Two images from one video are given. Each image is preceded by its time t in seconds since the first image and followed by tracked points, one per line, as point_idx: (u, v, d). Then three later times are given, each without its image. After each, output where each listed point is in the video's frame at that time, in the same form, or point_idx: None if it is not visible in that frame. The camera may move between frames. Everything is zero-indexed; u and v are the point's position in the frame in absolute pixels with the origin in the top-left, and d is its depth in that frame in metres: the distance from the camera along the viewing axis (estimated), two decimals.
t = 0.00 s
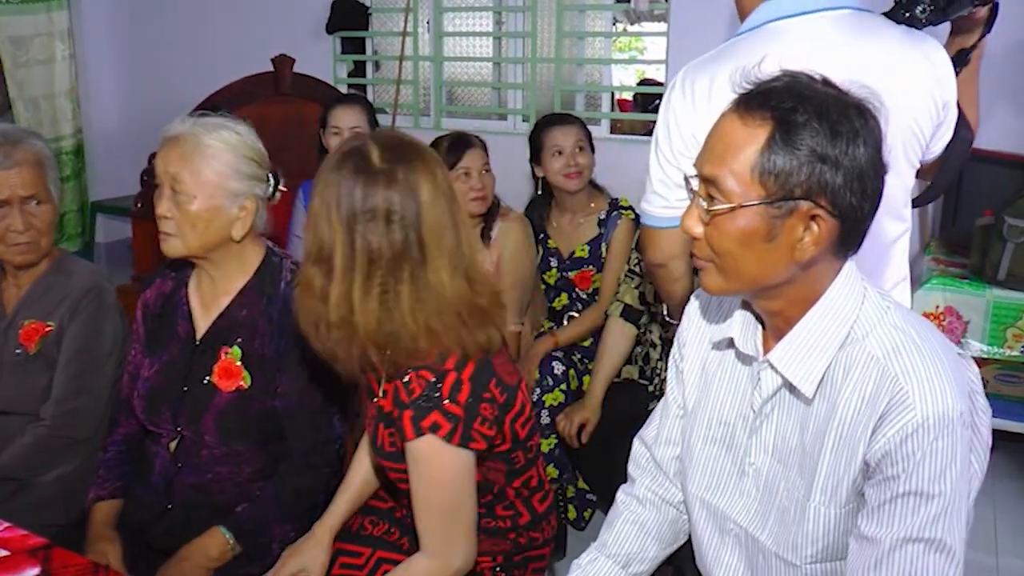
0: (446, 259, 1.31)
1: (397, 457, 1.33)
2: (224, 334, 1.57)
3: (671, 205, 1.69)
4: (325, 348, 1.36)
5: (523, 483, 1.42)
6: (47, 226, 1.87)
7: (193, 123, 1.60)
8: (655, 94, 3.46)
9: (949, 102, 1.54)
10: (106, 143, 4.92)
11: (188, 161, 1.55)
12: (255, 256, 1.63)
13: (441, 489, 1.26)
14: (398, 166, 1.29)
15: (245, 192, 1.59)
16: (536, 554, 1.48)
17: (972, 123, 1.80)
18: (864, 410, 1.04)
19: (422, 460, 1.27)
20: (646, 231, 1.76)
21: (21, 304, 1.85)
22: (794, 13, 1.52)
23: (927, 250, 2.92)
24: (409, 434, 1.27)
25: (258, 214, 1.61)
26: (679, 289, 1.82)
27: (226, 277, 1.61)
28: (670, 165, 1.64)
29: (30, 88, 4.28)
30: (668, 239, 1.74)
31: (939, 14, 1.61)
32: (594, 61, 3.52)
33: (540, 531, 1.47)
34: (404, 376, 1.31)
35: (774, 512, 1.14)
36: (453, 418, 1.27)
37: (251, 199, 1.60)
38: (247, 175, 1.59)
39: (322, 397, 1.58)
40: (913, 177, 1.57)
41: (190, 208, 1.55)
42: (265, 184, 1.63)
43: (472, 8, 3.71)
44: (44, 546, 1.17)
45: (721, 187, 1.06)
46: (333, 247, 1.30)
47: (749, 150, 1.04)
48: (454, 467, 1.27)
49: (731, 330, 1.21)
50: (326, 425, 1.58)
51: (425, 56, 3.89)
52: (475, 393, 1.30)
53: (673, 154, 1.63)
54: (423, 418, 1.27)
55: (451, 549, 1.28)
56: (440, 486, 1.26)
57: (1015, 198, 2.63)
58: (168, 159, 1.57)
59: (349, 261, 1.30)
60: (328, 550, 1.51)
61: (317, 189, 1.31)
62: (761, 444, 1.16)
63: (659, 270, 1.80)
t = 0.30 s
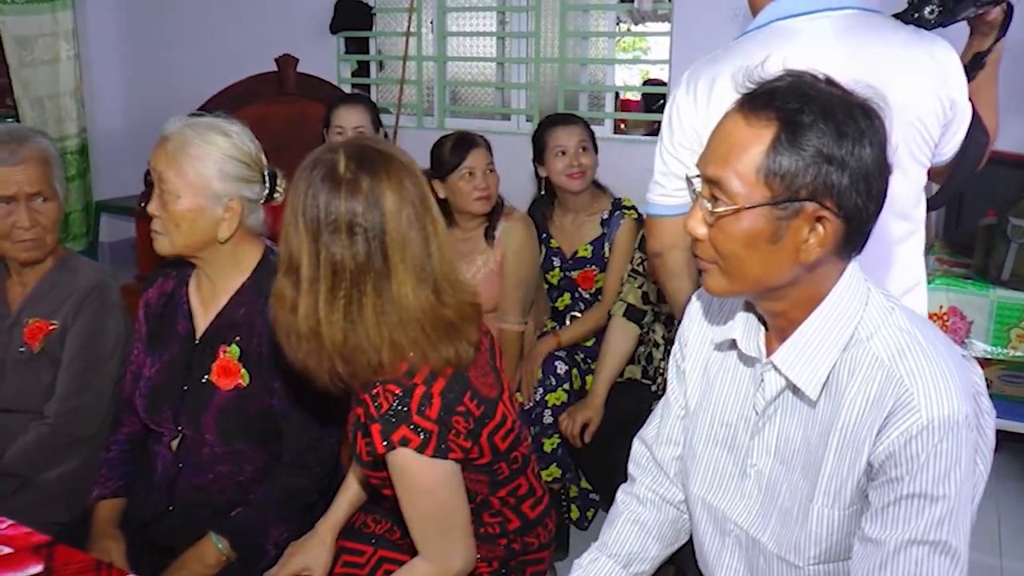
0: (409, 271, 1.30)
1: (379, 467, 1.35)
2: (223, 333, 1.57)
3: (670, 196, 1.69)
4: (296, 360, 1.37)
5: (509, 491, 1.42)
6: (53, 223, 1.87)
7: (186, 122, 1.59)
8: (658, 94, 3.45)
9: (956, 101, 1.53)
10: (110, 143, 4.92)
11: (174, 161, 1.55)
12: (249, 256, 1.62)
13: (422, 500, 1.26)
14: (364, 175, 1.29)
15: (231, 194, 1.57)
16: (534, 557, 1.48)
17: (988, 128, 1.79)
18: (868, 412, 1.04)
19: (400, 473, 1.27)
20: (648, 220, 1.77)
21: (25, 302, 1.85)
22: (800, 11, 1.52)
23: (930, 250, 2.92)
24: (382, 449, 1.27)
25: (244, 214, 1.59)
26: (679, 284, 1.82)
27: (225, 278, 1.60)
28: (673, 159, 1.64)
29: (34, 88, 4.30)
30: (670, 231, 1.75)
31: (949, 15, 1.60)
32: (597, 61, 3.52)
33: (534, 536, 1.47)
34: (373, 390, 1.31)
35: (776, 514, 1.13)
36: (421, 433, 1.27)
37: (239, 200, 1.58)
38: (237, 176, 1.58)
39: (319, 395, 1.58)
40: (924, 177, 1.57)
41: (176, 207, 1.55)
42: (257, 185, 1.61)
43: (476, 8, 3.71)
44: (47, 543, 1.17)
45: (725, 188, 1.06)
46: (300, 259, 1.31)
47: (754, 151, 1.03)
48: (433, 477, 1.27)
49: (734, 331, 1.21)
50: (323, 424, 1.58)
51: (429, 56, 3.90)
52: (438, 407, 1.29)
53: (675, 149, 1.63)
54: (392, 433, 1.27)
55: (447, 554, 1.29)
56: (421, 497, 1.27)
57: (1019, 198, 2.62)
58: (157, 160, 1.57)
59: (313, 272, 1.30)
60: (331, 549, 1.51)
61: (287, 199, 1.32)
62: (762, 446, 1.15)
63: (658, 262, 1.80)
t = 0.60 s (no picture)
0: (445, 258, 1.32)
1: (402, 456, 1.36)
2: (223, 330, 1.57)
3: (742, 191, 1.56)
4: (330, 346, 1.38)
5: (527, 487, 1.42)
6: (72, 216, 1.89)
7: (188, 119, 1.59)
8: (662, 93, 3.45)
9: (1002, 94, 1.59)
10: (114, 143, 4.92)
11: (174, 159, 1.55)
12: (249, 253, 1.61)
13: (445, 487, 1.28)
14: (401, 163, 1.31)
15: (230, 191, 1.56)
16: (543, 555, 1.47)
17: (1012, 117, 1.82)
18: (872, 411, 1.03)
19: (426, 460, 1.28)
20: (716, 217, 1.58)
21: (33, 299, 1.84)
22: (859, 14, 1.54)
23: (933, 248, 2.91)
24: (413, 437, 1.28)
25: (244, 211, 1.59)
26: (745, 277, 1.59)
27: (225, 276, 1.60)
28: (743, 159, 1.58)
29: (38, 89, 4.31)
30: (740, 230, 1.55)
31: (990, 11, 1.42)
32: (601, 59, 3.51)
33: (546, 534, 1.46)
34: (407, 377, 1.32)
35: (779, 513, 1.13)
36: (455, 421, 1.28)
37: (237, 197, 1.57)
38: (236, 173, 1.57)
39: (314, 393, 1.57)
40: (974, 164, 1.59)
41: (174, 203, 1.55)
42: (256, 183, 1.60)
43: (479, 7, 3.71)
44: (50, 542, 1.17)
45: (731, 183, 1.05)
46: (336, 244, 1.33)
47: (762, 147, 1.03)
48: (459, 467, 1.28)
49: (737, 329, 1.20)
50: (321, 420, 1.58)
51: (432, 55, 3.90)
52: (470, 395, 1.30)
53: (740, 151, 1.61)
54: (423, 421, 1.28)
55: (464, 545, 1.30)
56: (445, 484, 1.28)
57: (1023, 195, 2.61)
58: (157, 157, 1.57)
59: (350, 257, 1.32)
60: (335, 543, 1.52)
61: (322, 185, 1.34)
62: (765, 444, 1.15)
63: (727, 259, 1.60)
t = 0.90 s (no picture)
0: (505, 235, 1.39)
1: (449, 442, 1.41)
2: (225, 329, 1.57)
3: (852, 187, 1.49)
4: (391, 326, 1.43)
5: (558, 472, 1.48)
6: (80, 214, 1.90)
7: (188, 120, 1.59)
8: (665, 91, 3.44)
9: None
10: (118, 144, 4.94)
11: (174, 160, 1.55)
12: (251, 252, 1.61)
13: (524, 464, 1.34)
14: (458, 146, 1.37)
15: (231, 191, 1.57)
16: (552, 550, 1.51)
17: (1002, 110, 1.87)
18: (874, 407, 1.03)
19: (501, 438, 1.34)
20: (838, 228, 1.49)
21: (37, 298, 1.85)
22: (922, 14, 1.58)
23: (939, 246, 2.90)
24: (484, 414, 1.35)
25: (244, 211, 1.59)
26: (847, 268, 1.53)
27: (226, 276, 1.60)
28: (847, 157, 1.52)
29: (42, 91, 4.32)
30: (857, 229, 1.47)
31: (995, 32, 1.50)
32: (603, 58, 3.51)
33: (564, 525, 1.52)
34: (472, 354, 1.39)
35: (781, 510, 1.13)
36: (524, 394, 1.35)
37: (238, 198, 1.58)
38: (236, 173, 1.57)
39: (314, 391, 1.57)
40: None
41: (176, 204, 1.55)
42: (257, 183, 1.60)
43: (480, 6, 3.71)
44: (54, 541, 1.17)
45: (732, 179, 1.05)
46: (400, 228, 1.37)
47: (763, 142, 1.03)
48: (533, 441, 1.34)
49: (739, 325, 1.20)
50: (323, 420, 1.58)
51: (434, 55, 3.90)
52: (537, 365, 1.37)
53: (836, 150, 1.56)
54: (495, 397, 1.35)
55: (543, 517, 1.38)
56: (523, 462, 1.34)
57: None
58: (157, 159, 1.57)
59: (413, 240, 1.36)
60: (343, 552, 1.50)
61: (379, 170, 1.38)
62: (767, 440, 1.15)
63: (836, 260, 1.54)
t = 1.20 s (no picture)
0: (532, 222, 1.44)
1: (472, 433, 1.44)
2: (231, 330, 1.58)
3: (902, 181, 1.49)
4: (422, 314, 1.45)
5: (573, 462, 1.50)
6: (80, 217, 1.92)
7: (190, 122, 1.60)
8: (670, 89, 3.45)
9: None
10: (122, 146, 4.95)
11: (177, 163, 1.56)
12: (257, 253, 1.62)
13: (563, 445, 1.37)
14: (485, 137, 1.41)
15: (235, 192, 1.57)
16: (558, 544, 1.52)
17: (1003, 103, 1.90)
18: (876, 402, 1.04)
19: (539, 422, 1.37)
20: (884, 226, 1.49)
21: (41, 300, 1.85)
22: (939, 11, 1.57)
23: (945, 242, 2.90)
24: (522, 401, 1.37)
25: (250, 212, 1.59)
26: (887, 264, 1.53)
27: (233, 277, 1.61)
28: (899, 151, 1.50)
29: (45, 94, 4.34)
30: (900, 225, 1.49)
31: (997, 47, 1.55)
32: (605, 57, 3.52)
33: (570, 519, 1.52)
34: (504, 344, 1.42)
35: (785, 505, 1.13)
36: (558, 377, 1.39)
37: (243, 198, 1.58)
38: (239, 174, 1.57)
39: (318, 391, 1.57)
40: None
41: (181, 207, 1.55)
42: (262, 183, 1.61)
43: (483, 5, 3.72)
44: (61, 541, 1.18)
45: (733, 175, 1.05)
46: (433, 215, 1.40)
47: (763, 138, 1.03)
48: (568, 423, 1.38)
49: (741, 321, 1.21)
50: (328, 420, 1.58)
51: (437, 55, 3.91)
52: (563, 352, 1.42)
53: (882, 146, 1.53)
54: (531, 383, 1.38)
55: (587, 496, 1.41)
56: (561, 443, 1.37)
57: None
58: (160, 162, 1.58)
59: (447, 228, 1.39)
60: (346, 552, 1.52)
61: (409, 161, 1.40)
62: (771, 435, 1.15)
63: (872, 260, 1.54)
